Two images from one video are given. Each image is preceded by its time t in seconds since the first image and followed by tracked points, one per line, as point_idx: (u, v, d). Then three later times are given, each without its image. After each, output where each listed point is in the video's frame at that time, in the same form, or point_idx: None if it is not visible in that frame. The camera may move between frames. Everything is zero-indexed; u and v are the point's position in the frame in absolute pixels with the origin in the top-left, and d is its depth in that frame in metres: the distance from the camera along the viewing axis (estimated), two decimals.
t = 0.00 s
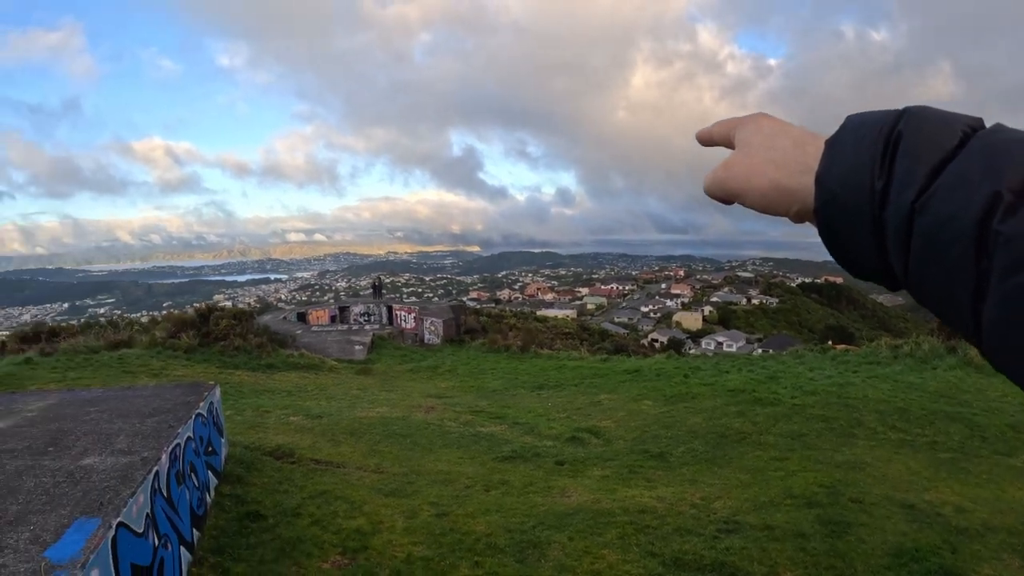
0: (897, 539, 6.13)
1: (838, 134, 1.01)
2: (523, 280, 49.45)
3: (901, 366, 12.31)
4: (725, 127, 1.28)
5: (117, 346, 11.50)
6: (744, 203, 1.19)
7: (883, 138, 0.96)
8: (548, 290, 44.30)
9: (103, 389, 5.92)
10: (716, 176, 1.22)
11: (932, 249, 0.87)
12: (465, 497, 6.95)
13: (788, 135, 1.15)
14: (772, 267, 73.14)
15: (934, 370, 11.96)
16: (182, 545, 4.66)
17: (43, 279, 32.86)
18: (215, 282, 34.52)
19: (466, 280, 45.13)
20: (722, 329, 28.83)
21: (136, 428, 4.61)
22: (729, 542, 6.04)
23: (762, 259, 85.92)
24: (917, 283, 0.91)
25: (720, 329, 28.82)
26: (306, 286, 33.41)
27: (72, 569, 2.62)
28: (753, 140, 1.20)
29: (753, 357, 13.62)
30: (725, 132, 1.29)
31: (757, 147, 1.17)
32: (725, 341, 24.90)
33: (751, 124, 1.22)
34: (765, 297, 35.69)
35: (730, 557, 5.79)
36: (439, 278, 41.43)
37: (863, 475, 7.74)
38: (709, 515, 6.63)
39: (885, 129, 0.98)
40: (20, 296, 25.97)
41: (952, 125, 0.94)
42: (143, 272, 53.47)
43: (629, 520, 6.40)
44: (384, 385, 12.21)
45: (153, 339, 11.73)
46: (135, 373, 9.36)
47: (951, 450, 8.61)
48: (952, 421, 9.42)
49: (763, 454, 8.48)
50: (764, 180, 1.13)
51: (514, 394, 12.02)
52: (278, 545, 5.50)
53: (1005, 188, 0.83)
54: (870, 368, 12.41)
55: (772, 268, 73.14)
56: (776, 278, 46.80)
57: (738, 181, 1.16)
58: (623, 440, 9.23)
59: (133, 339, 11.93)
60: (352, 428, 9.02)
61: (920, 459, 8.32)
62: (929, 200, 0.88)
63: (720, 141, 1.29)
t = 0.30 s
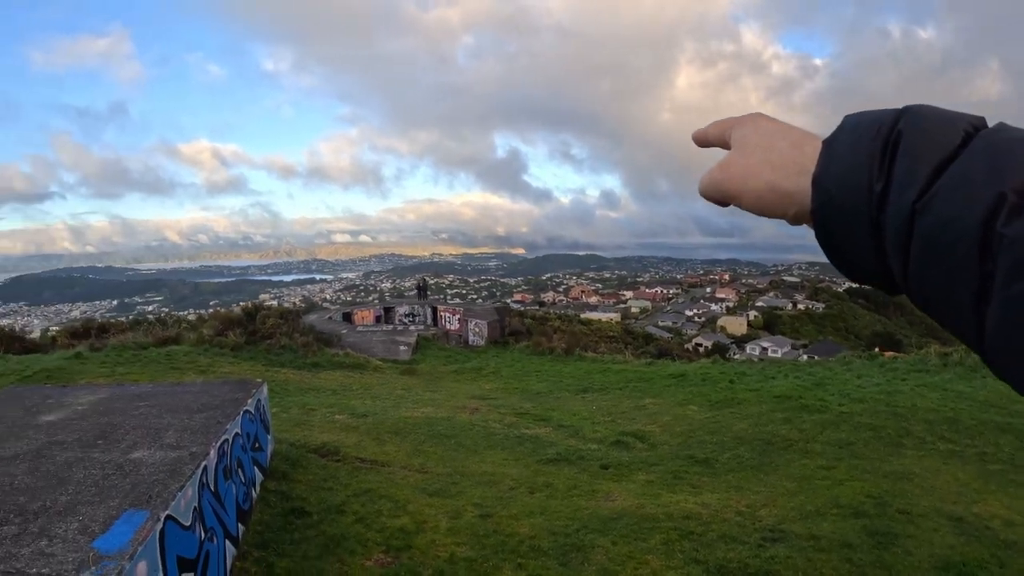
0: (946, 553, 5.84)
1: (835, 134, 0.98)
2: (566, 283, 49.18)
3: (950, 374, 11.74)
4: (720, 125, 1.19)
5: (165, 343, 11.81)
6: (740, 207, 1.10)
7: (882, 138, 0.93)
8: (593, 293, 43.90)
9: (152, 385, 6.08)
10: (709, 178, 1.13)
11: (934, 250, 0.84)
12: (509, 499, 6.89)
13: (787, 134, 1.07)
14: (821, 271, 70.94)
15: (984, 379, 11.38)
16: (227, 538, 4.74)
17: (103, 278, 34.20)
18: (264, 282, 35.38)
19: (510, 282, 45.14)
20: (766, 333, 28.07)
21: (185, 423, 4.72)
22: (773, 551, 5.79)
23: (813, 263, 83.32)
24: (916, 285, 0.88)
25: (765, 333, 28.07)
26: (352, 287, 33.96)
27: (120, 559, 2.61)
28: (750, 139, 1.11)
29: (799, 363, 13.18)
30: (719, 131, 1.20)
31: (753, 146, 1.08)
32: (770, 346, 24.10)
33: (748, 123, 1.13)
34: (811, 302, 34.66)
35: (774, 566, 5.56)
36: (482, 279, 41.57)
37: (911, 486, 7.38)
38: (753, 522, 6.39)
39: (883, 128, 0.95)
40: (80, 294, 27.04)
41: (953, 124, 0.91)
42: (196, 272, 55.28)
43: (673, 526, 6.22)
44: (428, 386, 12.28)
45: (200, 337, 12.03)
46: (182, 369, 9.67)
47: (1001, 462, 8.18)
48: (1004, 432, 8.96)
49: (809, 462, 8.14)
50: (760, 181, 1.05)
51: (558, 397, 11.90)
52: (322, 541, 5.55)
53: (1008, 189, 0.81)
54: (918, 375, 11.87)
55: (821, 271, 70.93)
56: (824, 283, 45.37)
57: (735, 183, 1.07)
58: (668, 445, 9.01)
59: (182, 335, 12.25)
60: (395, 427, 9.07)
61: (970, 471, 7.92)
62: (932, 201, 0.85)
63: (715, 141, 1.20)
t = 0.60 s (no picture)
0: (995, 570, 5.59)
1: (845, 130, 0.99)
2: (612, 285, 48.59)
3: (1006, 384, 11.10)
4: (727, 119, 1.21)
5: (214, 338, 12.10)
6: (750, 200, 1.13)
7: (890, 135, 0.94)
8: (639, 295, 43.22)
9: (200, 379, 6.22)
10: (719, 174, 1.15)
11: (943, 245, 0.86)
12: (554, 501, 6.77)
13: (796, 128, 1.09)
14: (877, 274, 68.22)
15: None
16: (272, 533, 4.77)
17: (163, 275, 35.52)
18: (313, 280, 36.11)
19: (556, 283, 44.87)
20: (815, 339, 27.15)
21: (234, 418, 4.79)
22: (822, 563, 5.55)
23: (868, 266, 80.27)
24: (925, 278, 0.90)
25: (813, 339, 27.17)
26: (400, 286, 34.34)
27: (166, 552, 2.60)
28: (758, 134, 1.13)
29: (848, 369, 12.66)
30: (727, 123, 1.22)
31: (763, 140, 1.11)
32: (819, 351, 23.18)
33: (757, 116, 1.16)
34: (861, 307, 33.40)
35: None
36: (528, 279, 41.41)
37: (962, 499, 7.02)
38: (801, 532, 6.12)
39: (891, 125, 0.96)
40: (139, 290, 28.08)
41: (958, 123, 0.92)
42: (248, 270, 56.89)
43: (719, 534, 5.99)
44: (474, 386, 12.28)
45: (248, 333, 12.29)
46: (230, 365, 9.89)
47: None
48: None
49: (859, 471, 7.79)
50: (771, 175, 1.08)
51: (605, 399, 11.71)
52: (366, 539, 5.53)
53: (1012, 186, 0.82)
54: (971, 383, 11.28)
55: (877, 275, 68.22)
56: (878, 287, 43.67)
57: (745, 179, 1.10)
58: (716, 450, 8.72)
59: (230, 331, 12.54)
60: (441, 427, 9.07)
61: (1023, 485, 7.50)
62: (938, 197, 0.87)
63: (724, 135, 1.22)
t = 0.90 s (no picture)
0: None
1: (851, 119, 0.85)
2: (663, 287, 47.84)
3: None
4: (726, 111, 1.05)
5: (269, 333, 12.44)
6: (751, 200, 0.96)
7: (899, 123, 0.81)
8: (691, 297, 42.39)
9: (251, 374, 6.34)
10: (714, 171, 0.99)
11: (953, 239, 0.74)
12: (601, 505, 6.61)
13: (802, 118, 0.93)
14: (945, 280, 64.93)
15: None
16: (318, 528, 4.79)
17: (225, 271, 36.92)
18: (367, 277, 36.81)
19: (607, 283, 44.41)
20: (870, 344, 26.19)
21: (283, 413, 4.84)
22: None
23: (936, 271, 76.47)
24: (933, 275, 0.78)
25: (867, 345, 26.20)
26: (452, 284, 34.67)
27: (210, 545, 2.60)
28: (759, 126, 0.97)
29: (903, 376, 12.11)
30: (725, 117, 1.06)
31: (764, 131, 0.94)
32: (873, 357, 22.32)
33: (759, 106, 0.99)
34: (921, 313, 31.99)
35: None
36: (579, 279, 41.17)
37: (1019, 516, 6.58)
38: (852, 546, 5.84)
39: (899, 115, 0.82)
40: (201, 285, 29.24)
41: (967, 111, 0.80)
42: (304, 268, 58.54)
43: (767, 545, 5.74)
44: (524, 386, 12.21)
45: (301, 329, 12.57)
46: (282, 359, 10.13)
47: None
48: None
49: (912, 485, 7.41)
50: (773, 170, 0.91)
51: (655, 402, 11.44)
52: (411, 536, 5.49)
53: None
54: None
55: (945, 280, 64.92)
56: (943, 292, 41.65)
57: (744, 174, 0.93)
58: (767, 457, 8.39)
59: (283, 326, 12.86)
60: (490, 426, 9.02)
61: None
62: (949, 187, 0.74)
63: (721, 129, 1.05)
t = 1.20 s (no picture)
0: None
1: (840, 121, 0.76)
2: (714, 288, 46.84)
3: None
4: (718, 113, 0.96)
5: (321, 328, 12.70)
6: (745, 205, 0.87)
7: (889, 122, 0.72)
8: (743, 298, 41.37)
9: (303, 368, 6.45)
10: (707, 173, 0.89)
11: (943, 242, 0.65)
12: (649, 508, 6.45)
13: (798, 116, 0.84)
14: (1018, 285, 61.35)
15: None
16: (363, 523, 4.81)
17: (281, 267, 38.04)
18: (418, 274, 37.25)
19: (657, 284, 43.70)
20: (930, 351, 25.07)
21: (333, 408, 4.88)
22: None
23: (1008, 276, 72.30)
24: (925, 278, 0.69)
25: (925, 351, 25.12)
26: (502, 283, 34.77)
27: (255, 537, 2.62)
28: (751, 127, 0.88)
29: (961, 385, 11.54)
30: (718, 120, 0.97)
31: (756, 131, 0.85)
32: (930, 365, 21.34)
33: (752, 107, 0.90)
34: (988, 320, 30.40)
35: None
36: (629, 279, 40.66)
37: None
38: (903, 559, 5.57)
39: (889, 114, 0.73)
40: (259, 280, 30.18)
41: (963, 111, 0.71)
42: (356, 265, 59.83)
43: (816, 556, 5.51)
44: (574, 385, 12.09)
45: (353, 324, 12.80)
46: (333, 355, 10.32)
47: None
48: None
49: (969, 498, 7.05)
50: (765, 172, 0.81)
51: (706, 404, 11.15)
52: (456, 534, 5.45)
53: None
54: None
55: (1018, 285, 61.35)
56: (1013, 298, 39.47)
57: (736, 176, 0.84)
58: (819, 465, 8.07)
59: (335, 322, 13.11)
60: (539, 426, 8.95)
61: None
62: (943, 187, 0.65)
63: (713, 132, 0.96)
